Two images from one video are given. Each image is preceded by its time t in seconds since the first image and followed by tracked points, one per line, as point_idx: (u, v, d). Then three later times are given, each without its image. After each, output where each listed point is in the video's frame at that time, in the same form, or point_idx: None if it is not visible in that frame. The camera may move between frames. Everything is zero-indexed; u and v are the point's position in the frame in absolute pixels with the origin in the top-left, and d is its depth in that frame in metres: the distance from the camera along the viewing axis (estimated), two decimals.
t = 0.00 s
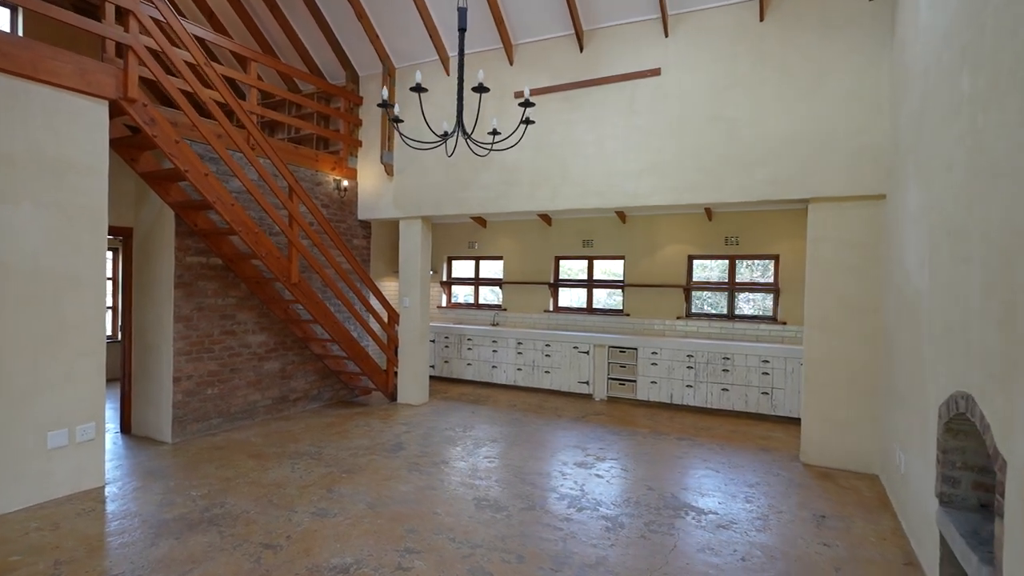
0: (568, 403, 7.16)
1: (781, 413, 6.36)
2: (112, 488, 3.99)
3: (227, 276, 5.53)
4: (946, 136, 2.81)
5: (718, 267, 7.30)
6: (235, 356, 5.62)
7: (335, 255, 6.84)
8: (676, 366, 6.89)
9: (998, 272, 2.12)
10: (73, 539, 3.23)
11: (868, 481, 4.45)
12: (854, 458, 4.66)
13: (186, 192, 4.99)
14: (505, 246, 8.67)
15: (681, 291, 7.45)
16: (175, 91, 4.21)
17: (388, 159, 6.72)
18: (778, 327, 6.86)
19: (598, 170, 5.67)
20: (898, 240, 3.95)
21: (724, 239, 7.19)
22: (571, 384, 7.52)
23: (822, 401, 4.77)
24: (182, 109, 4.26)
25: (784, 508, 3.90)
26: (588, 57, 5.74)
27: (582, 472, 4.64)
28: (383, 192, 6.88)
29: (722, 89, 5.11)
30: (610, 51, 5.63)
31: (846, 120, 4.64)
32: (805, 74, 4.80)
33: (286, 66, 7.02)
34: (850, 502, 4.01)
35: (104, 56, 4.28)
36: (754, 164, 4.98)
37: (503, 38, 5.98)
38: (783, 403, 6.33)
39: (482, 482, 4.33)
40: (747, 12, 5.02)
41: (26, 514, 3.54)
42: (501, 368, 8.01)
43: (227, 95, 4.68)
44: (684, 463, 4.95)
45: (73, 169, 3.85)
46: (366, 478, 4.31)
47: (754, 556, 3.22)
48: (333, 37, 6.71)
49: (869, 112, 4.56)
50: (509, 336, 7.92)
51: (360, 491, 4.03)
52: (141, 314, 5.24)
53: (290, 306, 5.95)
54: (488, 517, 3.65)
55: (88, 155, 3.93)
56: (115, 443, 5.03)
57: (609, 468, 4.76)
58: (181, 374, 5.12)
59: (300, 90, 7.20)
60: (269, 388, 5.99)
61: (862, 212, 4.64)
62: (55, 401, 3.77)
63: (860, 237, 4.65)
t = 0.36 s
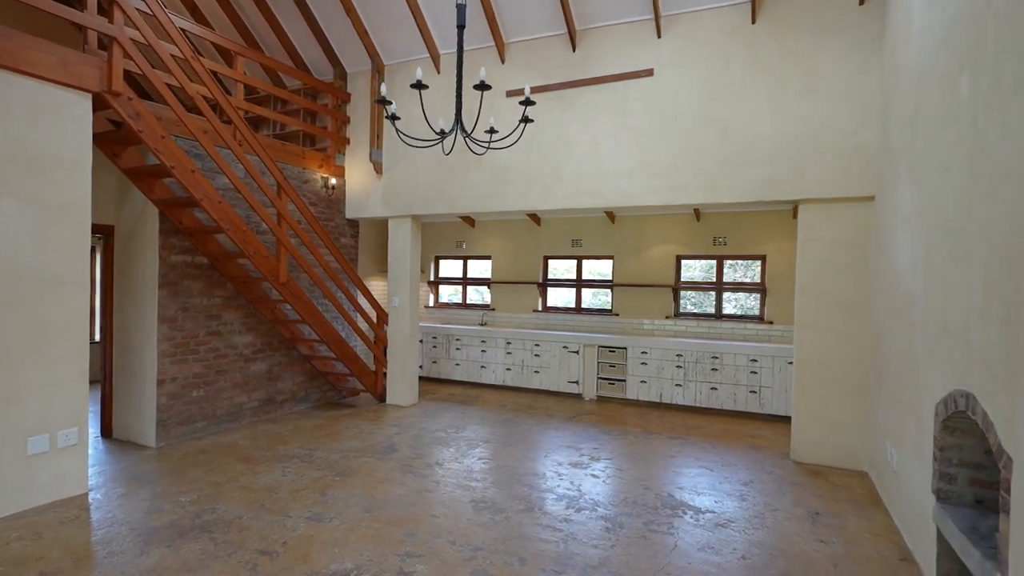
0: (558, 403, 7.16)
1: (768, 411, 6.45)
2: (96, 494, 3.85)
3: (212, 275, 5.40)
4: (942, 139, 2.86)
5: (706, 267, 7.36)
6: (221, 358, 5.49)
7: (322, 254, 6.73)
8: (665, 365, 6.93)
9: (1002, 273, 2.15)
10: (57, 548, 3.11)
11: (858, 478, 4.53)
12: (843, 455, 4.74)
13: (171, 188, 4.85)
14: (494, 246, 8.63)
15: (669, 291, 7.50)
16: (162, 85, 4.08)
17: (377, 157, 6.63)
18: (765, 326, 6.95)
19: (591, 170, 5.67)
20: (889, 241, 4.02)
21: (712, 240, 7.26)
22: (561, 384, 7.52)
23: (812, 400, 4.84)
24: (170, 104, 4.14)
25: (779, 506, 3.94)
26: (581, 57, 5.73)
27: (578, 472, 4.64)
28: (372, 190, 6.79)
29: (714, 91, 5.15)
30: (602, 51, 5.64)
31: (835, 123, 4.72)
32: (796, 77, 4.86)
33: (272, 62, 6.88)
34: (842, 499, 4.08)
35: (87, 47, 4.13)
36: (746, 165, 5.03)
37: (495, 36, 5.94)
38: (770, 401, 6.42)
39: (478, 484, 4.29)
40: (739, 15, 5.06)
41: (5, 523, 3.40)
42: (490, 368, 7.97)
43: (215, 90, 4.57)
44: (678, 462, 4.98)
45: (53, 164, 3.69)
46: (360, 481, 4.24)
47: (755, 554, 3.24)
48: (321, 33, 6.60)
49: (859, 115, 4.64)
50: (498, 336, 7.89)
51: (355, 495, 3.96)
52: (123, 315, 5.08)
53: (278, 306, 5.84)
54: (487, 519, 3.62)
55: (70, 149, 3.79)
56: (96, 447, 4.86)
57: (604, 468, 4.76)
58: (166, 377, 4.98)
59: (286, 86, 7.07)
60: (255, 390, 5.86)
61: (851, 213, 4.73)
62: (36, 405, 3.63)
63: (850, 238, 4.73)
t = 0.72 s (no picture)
0: (547, 403, 7.17)
1: (754, 409, 6.55)
2: (81, 501, 3.73)
3: (198, 275, 5.26)
4: (937, 143, 2.94)
5: (693, 267, 7.45)
6: (206, 359, 5.36)
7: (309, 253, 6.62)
8: (654, 364, 6.99)
9: (1002, 272, 2.22)
10: (43, 558, 2.99)
11: (846, 473, 4.63)
12: (831, 451, 4.85)
13: (155, 186, 4.71)
14: (481, 245, 8.60)
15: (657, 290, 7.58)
16: (149, 79, 3.96)
17: (365, 155, 6.56)
18: (751, 326, 7.07)
19: (583, 171, 5.68)
20: (878, 242, 4.12)
21: (699, 240, 7.35)
22: (550, 384, 7.53)
23: (801, 397, 4.94)
24: (157, 99, 4.02)
25: (772, 502, 4.01)
26: (573, 57, 5.74)
27: (573, 471, 4.65)
28: (360, 189, 6.70)
29: (705, 93, 5.21)
30: (594, 52, 5.66)
31: (824, 127, 4.82)
32: (785, 81, 4.95)
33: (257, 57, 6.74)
34: (833, 494, 4.16)
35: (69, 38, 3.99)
36: (737, 166, 5.10)
37: (486, 34, 5.91)
38: (757, 399, 6.53)
39: (476, 485, 4.26)
40: (729, 18, 5.13)
41: None
42: (478, 368, 7.94)
43: (203, 85, 4.45)
44: (671, 460, 5.02)
45: (34, 159, 3.55)
46: (355, 483, 4.18)
47: (754, 549, 3.28)
48: (308, 29, 6.49)
49: (846, 119, 4.76)
50: (486, 336, 7.87)
51: (350, 498, 3.90)
52: (105, 316, 4.92)
53: (265, 306, 5.73)
54: (488, 520, 3.61)
55: (53, 143, 3.65)
56: (76, 453, 4.70)
57: (599, 467, 4.79)
58: (150, 379, 4.84)
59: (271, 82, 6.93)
60: (242, 392, 5.74)
61: (839, 214, 4.84)
62: (18, 410, 3.49)
63: (837, 239, 4.84)
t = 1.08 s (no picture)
0: (538, 401, 7.16)
1: (743, 405, 6.64)
2: (67, 505, 3.60)
3: (184, 272, 5.13)
4: (933, 143, 3.00)
5: (682, 265, 7.53)
6: (193, 358, 5.23)
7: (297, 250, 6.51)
8: (644, 362, 7.04)
9: (1002, 268, 2.27)
10: (31, 565, 2.88)
11: (836, 467, 4.72)
12: (821, 446, 4.93)
13: (141, 180, 4.57)
14: (470, 244, 8.57)
15: (646, 288, 7.63)
16: (138, 70, 3.85)
17: (355, 151, 6.47)
18: (739, 324, 7.16)
19: (576, 169, 5.69)
20: (869, 240, 4.20)
21: (688, 239, 7.43)
22: (540, 382, 7.53)
23: (792, 393, 5.01)
24: (145, 91, 3.90)
25: (768, 496, 4.06)
26: (566, 55, 5.75)
27: (570, 469, 4.65)
28: (349, 186, 6.61)
29: (698, 93, 5.25)
30: (587, 50, 5.67)
31: (814, 127, 4.90)
32: (777, 82, 5.02)
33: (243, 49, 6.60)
34: (826, 488, 4.23)
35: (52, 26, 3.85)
36: (729, 165, 5.16)
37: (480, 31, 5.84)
38: (745, 396, 6.61)
39: (474, 484, 4.23)
40: (722, 19, 5.19)
41: None
42: (468, 366, 7.90)
43: (192, 77, 4.34)
44: (665, 457, 5.06)
45: (17, 150, 3.42)
46: (350, 483, 4.12)
47: (754, 543, 3.32)
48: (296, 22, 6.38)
49: (835, 120, 4.85)
50: (476, 334, 7.83)
51: (347, 498, 3.84)
52: (88, 314, 4.76)
53: (253, 304, 5.61)
54: (490, 519, 3.58)
55: (36, 135, 3.52)
56: (58, 456, 4.55)
57: (595, 464, 4.79)
58: (135, 379, 4.70)
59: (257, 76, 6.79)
60: (229, 392, 5.62)
61: (828, 213, 4.93)
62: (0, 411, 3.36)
63: (827, 237, 4.93)
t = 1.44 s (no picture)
0: (525, 400, 7.12)
1: (728, 402, 6.71)
2: (39, 515, 3.41)
3: (161, 270, 4.93)
4: (928, 141, 3.05)
5: (666, 263, 7.57)
6: (171, 359, 5.04)
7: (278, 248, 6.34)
8: (630, 360, 7.05)
9: (1004, 264, 2.31)
10: None
11: (823, 462, 4.79)
12: (808, 441, 5.00)
13: (116, 173, 4.38)
14: (454, 242, 8.47)
15: (631, 286, 7.65)
16: (114, 58, 3.67)
17: (338, 146, 6.32)
18: (723, 321, 7.23)
19: (565, 167, 5.66)
20: (857, 238, 4.26)
21: (673, 237, 7.48)
22: (526, 381, 7.49)
23: (780, 390, 5.07)
24: (124, 82, 3.72)
25: (761, 492, 4.09)
26: (555, 51, 5.71)
27: (562, 468, 4.62)
28: (333, 182, 6.46)
29: (687, 91, 5.27)
30: (576, 47, 5.64)
31: (800, 127, 4.97)
32: (764, 81, 5.07)
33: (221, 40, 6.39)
34: (815, 483, 4.29)
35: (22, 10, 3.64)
36: (718, 164, 5.19)
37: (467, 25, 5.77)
38: (730, 392, 6.68)
39: (467, 484, 4.16)
40: (710, 18, 5.22)
41: None
42: (452, 366, 7.81)
43: (171, 66, 4.16)
44: (656, 454, 5.06)
45: None
46: (340, 486, 4.01)
47: (752, 539, 3.33)
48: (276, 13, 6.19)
49: (821, 120, 4.92)
50: (461, 333, 7.75)
51: (338, 501, 3.73)
52: (58, 313, 4.54)
53: (233, 303, 5.44)
54: (486, 520, 3.52)
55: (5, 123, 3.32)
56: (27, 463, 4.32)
57: (588, 463, 4.77)
58: (110, 382, 4.50)
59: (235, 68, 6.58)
60: (208, 394, 5.43)
61: (814, 212, 5.00)
62: None
63: (813, 235, 5.00)
